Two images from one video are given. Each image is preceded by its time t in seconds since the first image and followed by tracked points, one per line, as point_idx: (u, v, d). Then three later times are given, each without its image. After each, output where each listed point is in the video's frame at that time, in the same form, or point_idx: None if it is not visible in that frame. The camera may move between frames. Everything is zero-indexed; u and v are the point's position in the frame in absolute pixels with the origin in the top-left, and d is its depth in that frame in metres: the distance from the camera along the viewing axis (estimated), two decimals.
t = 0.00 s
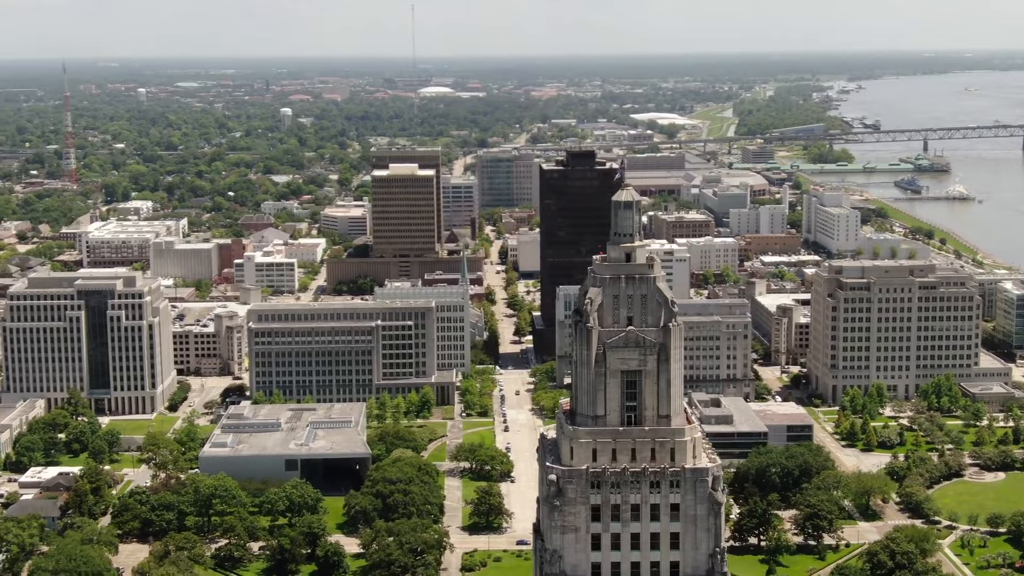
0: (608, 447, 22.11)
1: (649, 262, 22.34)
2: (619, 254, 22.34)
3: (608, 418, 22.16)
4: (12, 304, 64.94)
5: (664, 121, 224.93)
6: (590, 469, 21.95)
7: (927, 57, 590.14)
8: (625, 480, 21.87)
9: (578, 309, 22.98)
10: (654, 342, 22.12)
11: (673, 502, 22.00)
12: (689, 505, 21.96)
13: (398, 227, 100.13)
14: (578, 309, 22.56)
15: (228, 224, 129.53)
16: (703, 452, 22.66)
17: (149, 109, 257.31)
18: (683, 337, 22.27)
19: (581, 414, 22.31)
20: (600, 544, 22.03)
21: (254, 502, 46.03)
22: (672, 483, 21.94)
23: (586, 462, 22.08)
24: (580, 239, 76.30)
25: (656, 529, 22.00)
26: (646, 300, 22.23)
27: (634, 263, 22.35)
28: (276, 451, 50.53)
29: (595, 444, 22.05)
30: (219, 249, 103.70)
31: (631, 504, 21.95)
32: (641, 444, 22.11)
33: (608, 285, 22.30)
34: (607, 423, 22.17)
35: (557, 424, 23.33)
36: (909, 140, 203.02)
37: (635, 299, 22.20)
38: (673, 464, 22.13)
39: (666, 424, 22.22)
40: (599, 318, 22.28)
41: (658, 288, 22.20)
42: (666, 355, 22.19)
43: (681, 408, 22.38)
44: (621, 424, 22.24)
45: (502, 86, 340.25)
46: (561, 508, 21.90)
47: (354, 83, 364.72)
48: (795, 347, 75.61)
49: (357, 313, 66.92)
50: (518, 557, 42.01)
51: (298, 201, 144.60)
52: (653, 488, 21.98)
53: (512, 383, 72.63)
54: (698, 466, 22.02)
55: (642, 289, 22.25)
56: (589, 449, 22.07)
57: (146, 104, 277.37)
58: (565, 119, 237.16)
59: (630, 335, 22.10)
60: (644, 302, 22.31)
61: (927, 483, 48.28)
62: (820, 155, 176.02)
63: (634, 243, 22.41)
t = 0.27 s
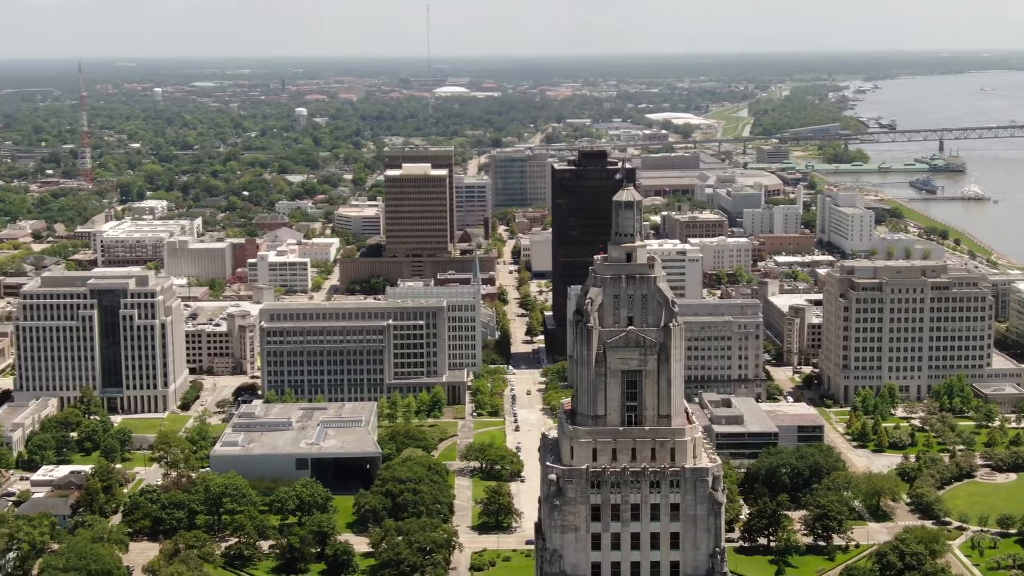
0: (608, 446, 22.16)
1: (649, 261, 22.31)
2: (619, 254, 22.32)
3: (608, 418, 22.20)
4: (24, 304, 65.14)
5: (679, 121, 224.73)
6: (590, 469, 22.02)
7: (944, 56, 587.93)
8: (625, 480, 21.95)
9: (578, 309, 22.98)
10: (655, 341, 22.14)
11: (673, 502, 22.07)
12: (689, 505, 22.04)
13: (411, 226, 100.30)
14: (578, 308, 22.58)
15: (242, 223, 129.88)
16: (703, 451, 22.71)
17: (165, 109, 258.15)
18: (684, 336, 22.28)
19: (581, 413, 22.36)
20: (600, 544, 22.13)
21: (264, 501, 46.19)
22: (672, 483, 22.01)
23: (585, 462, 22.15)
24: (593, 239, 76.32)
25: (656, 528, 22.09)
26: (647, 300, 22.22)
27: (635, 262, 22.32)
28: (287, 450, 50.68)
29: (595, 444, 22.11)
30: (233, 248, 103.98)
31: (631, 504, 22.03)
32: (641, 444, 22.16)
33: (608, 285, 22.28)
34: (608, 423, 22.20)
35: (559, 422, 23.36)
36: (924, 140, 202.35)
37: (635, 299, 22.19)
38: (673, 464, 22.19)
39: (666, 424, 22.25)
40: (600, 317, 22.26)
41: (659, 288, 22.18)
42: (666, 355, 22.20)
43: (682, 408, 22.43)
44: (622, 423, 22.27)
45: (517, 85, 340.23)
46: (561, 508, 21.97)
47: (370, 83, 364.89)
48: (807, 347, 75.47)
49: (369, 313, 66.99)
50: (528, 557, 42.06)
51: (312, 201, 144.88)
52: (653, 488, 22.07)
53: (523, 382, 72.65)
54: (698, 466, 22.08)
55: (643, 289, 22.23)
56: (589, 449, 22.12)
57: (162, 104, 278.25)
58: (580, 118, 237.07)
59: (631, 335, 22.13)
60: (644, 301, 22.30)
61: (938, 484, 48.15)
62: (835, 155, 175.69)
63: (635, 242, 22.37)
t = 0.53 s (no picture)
0: (609, 446, 22.35)
1: (650, 261, 22.48)
2: (620, 254, 22.50)
3: (610, 417, 22.37)
4: (38, 302, 65.39)
5: (695, 121, 224.30)
6: (591, 468, 22.22)
7: (961, 55, 585.22)
8: (625, 480, 22.14)
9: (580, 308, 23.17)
10: (656, 341, 22.30)
11: (673, 501, 22.27)
12: (690, 505, 22.24)
13: (425, 225, 100.40)
14: (580, 308, 22.76)
15: (257, 223, 130.17)
16: (704, 451, 22.88)
17: (181, 108, 259.01)
18: (685, 336, 22.45)
19: (582, 413, 22.56)
20: (600, 543, 22.34)
21: (276, 499, 46.33)
22: (672, 482, 22.20)
23: (586, 461, 22.33)
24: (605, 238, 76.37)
25: (657, 528, 22.29)
26: (648, 299, 22.38)
27: (636, 262, 22.50)
28: (298, 448, 50.82)
29: (596, 444, 22.30)
30: (248, 247, 104.24)
31: (632, 503, 22.23)
32: (642, 444, 22.33)
33: (609, 285, 22.45)
34: (608, 423, 22.38)
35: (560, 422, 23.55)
36: (940, 140, 201.68)
37: (636, 299, 22.34)
38: (673, 464, 22.36)
39: (667, 424, 22.42)
40: (601, 317, 22.44)
41: (660, 288, 22.35)
42: (667, 355, 22.37)
43: (683, 408, 22.60)
44: (623, 423, 22.44)
45: (533, 84, 340.03)
46: (562, 507, 22.17)
47: (386, 82, 365.02)
48: (820, 348, 75.31)
49: (381, 312, 67.12)
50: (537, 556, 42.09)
51: (327, 200, 145.07)
52: (653, 488, 22.26)
53: (535, 382, 72.68)
54: (698, 466, 22.27)
55: (644, 289, 22.39)
56: (590, 449, 22.31)
57: (179, 103, 278.86)
58: (596, 118, 236.78)
59: (632, 335, 22.30)
60: (646, 301, 22.45)
61: (950, 485, 48.02)
62: (851, 155, 175.17)
63: (635, 243, 22.55)
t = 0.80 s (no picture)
0: (610, 446, 22.48)
1: (651, 261, 22.57)
2: (622, 254, 22.59)
3: (610, 417, 22.51)
4: (52, 302, 65.67)
5: (710, 121, 223.88)
6: (591, 467, 22.35)
7: (979, 55, 582.51)
8: (626, 480, 22.28)
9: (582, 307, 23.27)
10: (657, 341, 22.42)
11: (674, 501, 22.42)
12: (690, 505, 22.39)
13: (438, 225, 100.50)
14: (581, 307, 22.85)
15: (271, 222, 130.44)
16: (706, 451, 23.02)
17: (198, 108, 259.76)
18: (686, 336, 22.54)
19: (583, 413, 22.69)
20: (601, 542, 22.50)
21: (287, 498, 46.44)
22: (673, 482, 22.34)
23: (587, 461, 22.47)
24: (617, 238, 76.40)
25: (658, 528, 22.44)
26: (649, 299, 22.47)
27: (637, 262, 22.58)
28: (309, 447, 50.91)
29: (596, 443, 22.43)
30: (261, 246, 104.48)
31: (633, 503, 22.38)
32: (643, 444, 22.46)
33: (611, 284, 22.54)
34: (609, 423, 22.52)
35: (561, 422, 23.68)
36: (957, 140, 200.84)
37: (637, 299, 22.44)
38: (674, 463, 22.49)
39: (668, 423, 22.55)
40: (602, 317, 22.54)
41: (661, 288, 22.45)
42: (668, 355, 22.49)
43: (684, 408, 22.73)
44: (624, 423, 22.57)
45: (549, 84, 339.85)
46: (563, 506, 22.34)
47: (402, 82, 365.24)
48: (834, 348, 75.12)
49: (392, 312, 67.18)
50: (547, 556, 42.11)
51: (341, 200, 145.27)
52: (654, 488, 22.40)
53: (547, 381, 72.67)
54: (699, 466, 22.41)
55: (645, 289, 22.48)
56: (591, 448, 22.44)
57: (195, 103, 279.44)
58: (611, 118, 236.50)
59: (633, 334, 22.41)
60: (647, 301, 22.55)
61: (961, 485, 47.87)
62: (867, 155, 174.65)
63: (637, 242, 22.64)
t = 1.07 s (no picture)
0: (610, 445, 22.53)
1: (652, 261, 22.62)
2: (623, 254, 22.66)
3: (612, 417, 22.56)
4: (65, 300, 65.93)
5: (726, 121, 223.42)
6: (592, 467, 22.39)
7: (997, 54, 579.68)
8: (627, 479, 22.29)
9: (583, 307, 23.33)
10: (658, 341, 22.47)
11: (674, 501, 22.42)
12: (691, 505, 22.40)
13: (452, 225, 100.56)
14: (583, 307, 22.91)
15: (286, 222, 130.67)
16: (706, 451, 23.03)
17: (214, 108, 260.39)
18: (687, 336, 22.59)
19: (585, 412, 22.76)
20: (602, 542, 22.55)
21: (297, 497, 46.58)
22: (674, 482, 22.36)
23: (588, 461, 22.53)
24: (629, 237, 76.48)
25: (658, 528, 22.46)
26: (650, 299, 22.53)
27: (639, 262, 22.64)
28: (321, 446, 51.02)
29: (597, 443, 22.50)
30: (276, 246, 104.72)
31: (633, 503, 22.40)
32: (643, 444, 22.48)
33: (611, 284, 22.62)
34: (610, 422, 22.56)
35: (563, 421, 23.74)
36: (974, 140, 200.03)
37: (638, 299, 22.50)
38: (675, 463, 22.52)
39: (669, 423, 22.58)
40: (603, 317, 22.60)
41: (662, 287, 22.50)
42: (669, 355, 22.52)
43: (685, 408, 22.75)
44: (625, 423, 22.61)
45: (565, 84, 339.53)
46: (563, 506, 22.40)
47: (418, 82, 365.37)
48: (847, 349, 74.94)
49: (404, 311, 67.23)
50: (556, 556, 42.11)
51: (356, 199, 145.45)
52: (655, 487, 22.42)
53: (559, 381, 72.64)
54: (700, 466, 22.42)
55: (646, 288, 22.54)
56: (592, 448, 22.51)
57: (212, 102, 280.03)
58: (626, 117, 236.23)
59: (634, 334, 22.47)
60: (648, 301, 22.60)
61: (973, 486, 47.72)
62: (883, 154, 174.11)
63: (638, 242, 22.69)
